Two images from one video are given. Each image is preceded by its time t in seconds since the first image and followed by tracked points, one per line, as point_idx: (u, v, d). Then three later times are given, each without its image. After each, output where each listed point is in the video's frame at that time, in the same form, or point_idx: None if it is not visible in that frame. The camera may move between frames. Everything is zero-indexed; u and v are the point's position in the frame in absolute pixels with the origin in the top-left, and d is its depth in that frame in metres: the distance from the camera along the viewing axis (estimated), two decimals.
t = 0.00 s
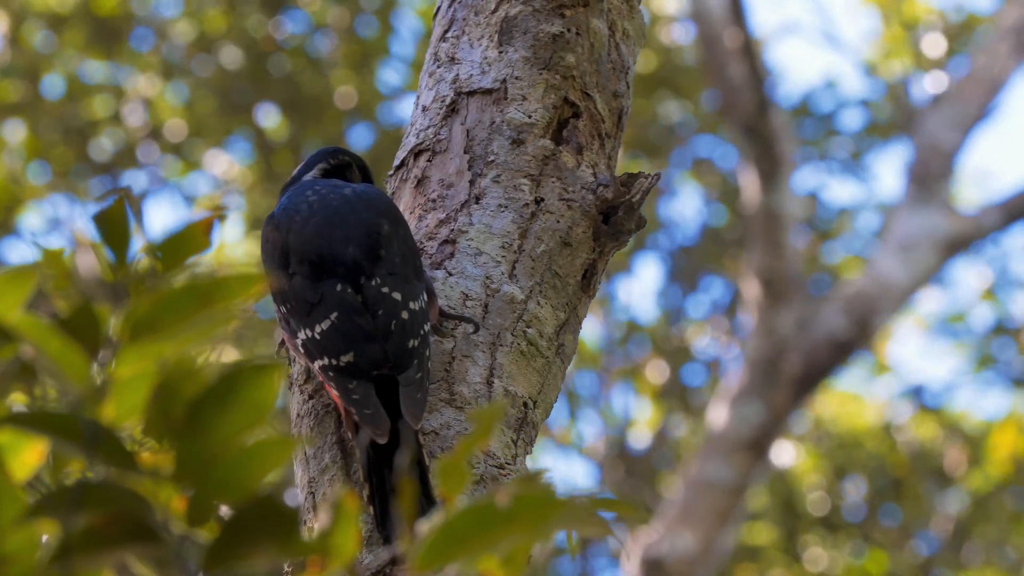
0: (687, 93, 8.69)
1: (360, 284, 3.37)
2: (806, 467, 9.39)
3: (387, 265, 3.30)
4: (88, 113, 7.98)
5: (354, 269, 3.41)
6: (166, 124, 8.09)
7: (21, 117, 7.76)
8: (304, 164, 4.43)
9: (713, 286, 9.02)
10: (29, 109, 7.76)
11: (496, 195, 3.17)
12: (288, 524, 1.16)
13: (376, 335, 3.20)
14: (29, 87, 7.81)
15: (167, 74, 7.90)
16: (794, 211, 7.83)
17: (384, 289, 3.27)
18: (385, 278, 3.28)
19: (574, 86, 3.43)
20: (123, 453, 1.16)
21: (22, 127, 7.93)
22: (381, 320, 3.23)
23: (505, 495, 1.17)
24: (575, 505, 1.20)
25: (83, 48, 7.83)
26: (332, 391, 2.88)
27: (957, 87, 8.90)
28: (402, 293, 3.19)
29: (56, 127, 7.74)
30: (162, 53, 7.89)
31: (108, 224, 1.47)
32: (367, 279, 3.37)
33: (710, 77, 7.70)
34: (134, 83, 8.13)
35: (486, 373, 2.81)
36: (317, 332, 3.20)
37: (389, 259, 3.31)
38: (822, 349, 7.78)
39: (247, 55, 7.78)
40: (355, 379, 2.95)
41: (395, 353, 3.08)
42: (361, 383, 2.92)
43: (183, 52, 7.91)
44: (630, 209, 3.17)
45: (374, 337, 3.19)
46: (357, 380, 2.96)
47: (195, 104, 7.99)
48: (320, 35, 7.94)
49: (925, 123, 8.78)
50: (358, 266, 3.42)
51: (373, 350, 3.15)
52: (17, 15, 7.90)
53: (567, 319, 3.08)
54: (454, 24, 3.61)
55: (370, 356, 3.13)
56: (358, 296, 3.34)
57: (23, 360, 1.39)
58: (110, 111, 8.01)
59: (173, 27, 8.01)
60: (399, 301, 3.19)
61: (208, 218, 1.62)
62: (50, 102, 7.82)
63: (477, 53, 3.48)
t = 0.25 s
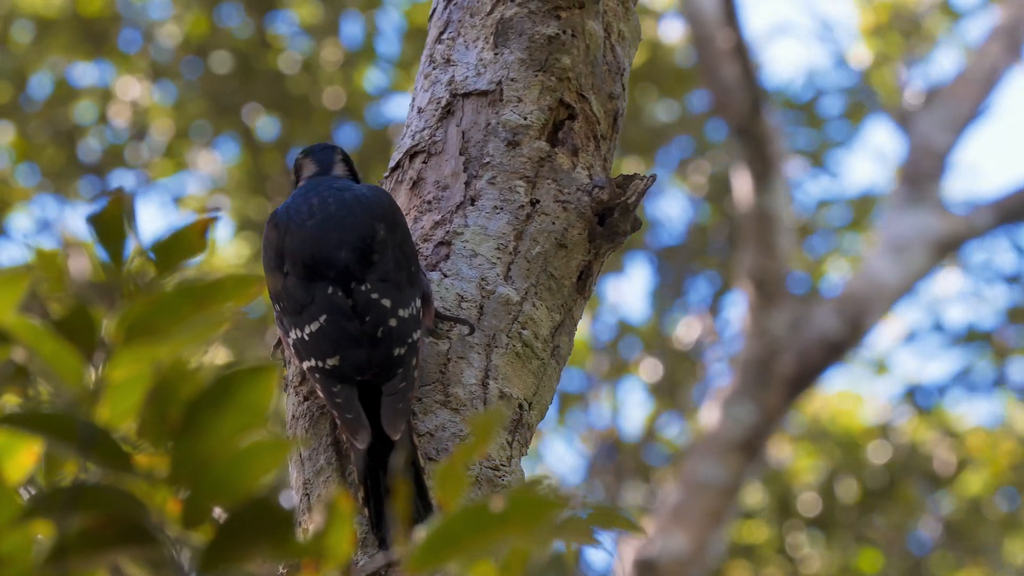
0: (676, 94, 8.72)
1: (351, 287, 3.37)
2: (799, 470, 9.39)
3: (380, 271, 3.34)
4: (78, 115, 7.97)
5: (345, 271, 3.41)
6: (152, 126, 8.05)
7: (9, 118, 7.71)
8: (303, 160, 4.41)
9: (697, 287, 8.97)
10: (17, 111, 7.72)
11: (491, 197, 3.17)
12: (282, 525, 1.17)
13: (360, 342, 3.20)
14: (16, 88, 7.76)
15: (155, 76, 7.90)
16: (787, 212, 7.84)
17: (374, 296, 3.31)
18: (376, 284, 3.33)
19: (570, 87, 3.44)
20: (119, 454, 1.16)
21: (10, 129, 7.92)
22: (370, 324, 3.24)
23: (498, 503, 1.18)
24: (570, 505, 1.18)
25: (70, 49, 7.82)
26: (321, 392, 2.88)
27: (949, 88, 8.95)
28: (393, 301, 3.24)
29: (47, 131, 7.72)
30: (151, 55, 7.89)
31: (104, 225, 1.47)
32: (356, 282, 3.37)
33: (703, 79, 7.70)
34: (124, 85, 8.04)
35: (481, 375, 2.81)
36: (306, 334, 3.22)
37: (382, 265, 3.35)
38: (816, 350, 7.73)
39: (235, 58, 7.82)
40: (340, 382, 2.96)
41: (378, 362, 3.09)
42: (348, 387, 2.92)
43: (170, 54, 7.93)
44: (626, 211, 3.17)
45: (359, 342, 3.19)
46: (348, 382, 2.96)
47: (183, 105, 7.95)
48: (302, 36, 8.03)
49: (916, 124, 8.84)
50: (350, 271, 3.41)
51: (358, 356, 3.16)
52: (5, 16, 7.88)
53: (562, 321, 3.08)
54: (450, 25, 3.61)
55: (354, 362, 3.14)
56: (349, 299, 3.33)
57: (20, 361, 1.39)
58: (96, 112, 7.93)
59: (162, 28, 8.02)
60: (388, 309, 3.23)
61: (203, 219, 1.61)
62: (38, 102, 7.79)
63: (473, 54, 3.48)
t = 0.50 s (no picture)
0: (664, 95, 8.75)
1: (351, 288, 3.36)
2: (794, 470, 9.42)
3: (378, 273, 3.32)
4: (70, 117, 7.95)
5: (344, 272, 3.41)
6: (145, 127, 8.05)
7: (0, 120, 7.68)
8: (307, 162, 4.39)
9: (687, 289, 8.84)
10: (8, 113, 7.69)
11: (486, 199, 3.17)
12: (277, 526, 1.17)
13: (362, 341, 3.17)
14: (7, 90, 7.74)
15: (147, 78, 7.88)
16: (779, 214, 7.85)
17: (373, 297, 3.29)
18: (375, 286, 3.30)
19: (565, 90, 3.44)
20: (116, 456, 1.15)
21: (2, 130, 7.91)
22: (368, 325, 3.22)
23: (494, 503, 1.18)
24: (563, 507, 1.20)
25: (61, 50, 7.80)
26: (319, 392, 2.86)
27: (941, 90, 8.94)
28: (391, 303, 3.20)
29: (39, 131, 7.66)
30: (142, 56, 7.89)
31: (99, 227, 1.47)
32: (356, 283, 3.36)
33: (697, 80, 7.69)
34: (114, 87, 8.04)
35: (477, 377, 2.81)
36: (307, 334, 3.20)
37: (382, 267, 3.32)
38: (808, 352, 7.73)
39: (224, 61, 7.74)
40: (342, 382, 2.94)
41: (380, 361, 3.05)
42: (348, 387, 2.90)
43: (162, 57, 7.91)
44: (621, 213, 3.17)
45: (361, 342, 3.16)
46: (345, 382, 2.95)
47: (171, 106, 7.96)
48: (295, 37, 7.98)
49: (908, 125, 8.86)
50: (350, 272, 3.40)
51: (360, 355, 3.12)
52: None
53: (558, 323, 3.08)
54: (445, 27, 3.61)
55: (355, 360, 3.11)
56: (348, 300, 3.32)
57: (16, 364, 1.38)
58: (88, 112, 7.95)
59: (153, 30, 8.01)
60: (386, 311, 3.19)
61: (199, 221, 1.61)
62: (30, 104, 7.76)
63: (468, 57, 3.49)
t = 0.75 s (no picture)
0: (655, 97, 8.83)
1: (346, 289, 3.37)
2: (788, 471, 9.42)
3: (374, 274, 3.33)
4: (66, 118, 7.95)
5: (340, 273, 3.41)
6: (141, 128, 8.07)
7: None
8: (306, 161, 4.39)
9: (686, 290, 9.07)
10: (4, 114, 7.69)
11: (482, 200, 3.17)
12: (273, 527, 1.16)
13: (357, 341, 3.18)
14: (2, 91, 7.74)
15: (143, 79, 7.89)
16: (772, 215, 7.86)
17: (369, 298, 3.30)
18: (371, 287, 3.32)
19: (561, 91, 3.44)
20: (112, 457, 1.15)
21: None
22: (363, 326, 3.23)
23: (486, 501, 1.18)
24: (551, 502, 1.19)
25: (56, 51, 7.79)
26: (314, 393, 2.86)
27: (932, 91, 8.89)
28: (387, 304, 3.21)
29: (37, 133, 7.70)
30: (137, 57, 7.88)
31: (96, 228, 1.47)
32: (352, 284, 3.37)
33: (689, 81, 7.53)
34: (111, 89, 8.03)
35: (473, 378, 2.81)
36: (301, 335, 3.20)
37: (376, 269, 3.34)
38: (801, 352, 7.74)
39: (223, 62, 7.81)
40: (335, 381, 2.95)
41: (374, 360, 3.06)
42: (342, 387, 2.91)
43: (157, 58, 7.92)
44: (617, 215, 3.17)
45: (356, 342, 3.17)
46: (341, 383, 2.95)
47: (170, 107, 7.92)
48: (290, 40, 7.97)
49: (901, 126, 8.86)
50: (344, 273, 3.41)
51: (355, 354, 3.13)
52: None
53: (554, 324, 3.08)
54: (441, 29, 3.62)
55: (350, 361, 3.11)
56: (344, 301, 3.32)
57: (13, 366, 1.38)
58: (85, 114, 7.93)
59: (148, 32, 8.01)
60: (382, 312, 3.20)
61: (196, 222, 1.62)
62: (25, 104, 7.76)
63: (464, 58, 3.49)
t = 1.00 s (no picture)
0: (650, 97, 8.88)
1: (342, 290, 3.37)
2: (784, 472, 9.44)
3: (371, 276, 3.33)
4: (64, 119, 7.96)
5: (337, 274, 3.41)
6: (139, 128, 8.08)
7: None
8: (305, 156, 4.40)
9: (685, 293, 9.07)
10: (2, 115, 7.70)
11: (478, 201, 3.17)
12: (267, 527, 1.16)
13: (353, 343, 3.18)
14: None
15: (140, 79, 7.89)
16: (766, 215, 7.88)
17: (365, 299, 3.29)
18: (367, 289, 3.31)
19: (557, 91, 3.44)
20: (108, 459, 1.15)
21: None
22: (360, 327, 3.23)
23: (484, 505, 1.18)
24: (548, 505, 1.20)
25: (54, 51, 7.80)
26: (311, 394, 2.86)
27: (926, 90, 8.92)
28: (383, 305, 3.20)
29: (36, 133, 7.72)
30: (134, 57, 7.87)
31: (91, 229, 1.47)
32: (349, 285, 3.37)
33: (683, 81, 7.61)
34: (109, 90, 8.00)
35: (468, 379, 2.81)
36: (297, 335, 3.20)
37: (374, 270, 3.34)
38: (795, 351, 7.79)
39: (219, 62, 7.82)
40: (332, 383, 2.95)
41: (370, 361, 3.05)
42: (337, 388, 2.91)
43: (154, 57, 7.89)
44: (613, 215, 3.17)
45: (353, 342, 3.17)
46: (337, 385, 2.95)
47: (168, 108, 7.96)
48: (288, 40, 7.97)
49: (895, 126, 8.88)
50: (342, 273, 3.41)
51: (351, 356, 3.13)
52: None
53: (549, 325, 3.08)
54: (437, 29, 3.61)
55: (346, 362, 3.11)
56: (341, 302, 3.33)
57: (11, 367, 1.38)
58: (82, 114, 7.93)
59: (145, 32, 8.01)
60: (378, 313, 3.20)
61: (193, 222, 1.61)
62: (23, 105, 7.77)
63: (460, 58, 3.49)
